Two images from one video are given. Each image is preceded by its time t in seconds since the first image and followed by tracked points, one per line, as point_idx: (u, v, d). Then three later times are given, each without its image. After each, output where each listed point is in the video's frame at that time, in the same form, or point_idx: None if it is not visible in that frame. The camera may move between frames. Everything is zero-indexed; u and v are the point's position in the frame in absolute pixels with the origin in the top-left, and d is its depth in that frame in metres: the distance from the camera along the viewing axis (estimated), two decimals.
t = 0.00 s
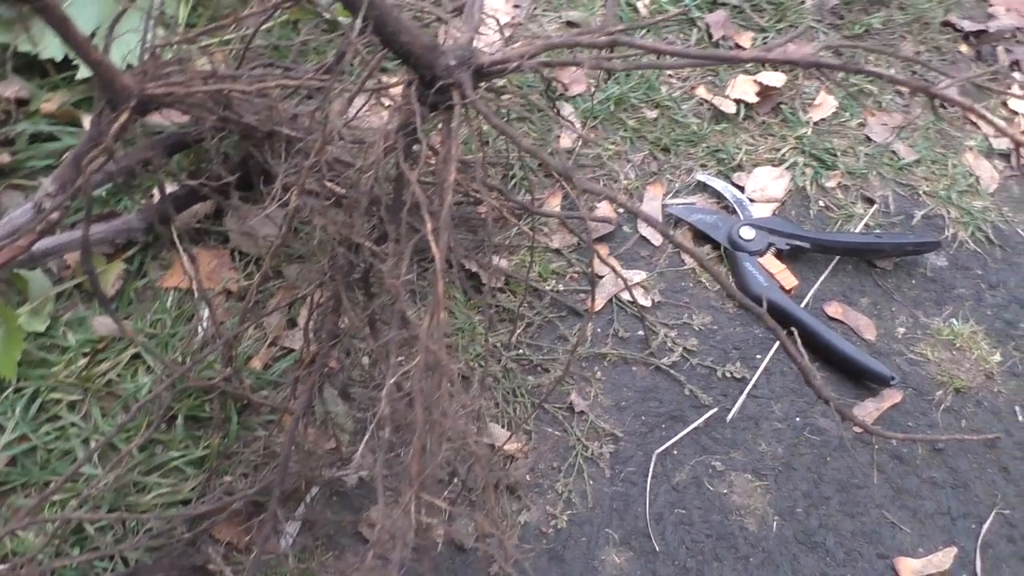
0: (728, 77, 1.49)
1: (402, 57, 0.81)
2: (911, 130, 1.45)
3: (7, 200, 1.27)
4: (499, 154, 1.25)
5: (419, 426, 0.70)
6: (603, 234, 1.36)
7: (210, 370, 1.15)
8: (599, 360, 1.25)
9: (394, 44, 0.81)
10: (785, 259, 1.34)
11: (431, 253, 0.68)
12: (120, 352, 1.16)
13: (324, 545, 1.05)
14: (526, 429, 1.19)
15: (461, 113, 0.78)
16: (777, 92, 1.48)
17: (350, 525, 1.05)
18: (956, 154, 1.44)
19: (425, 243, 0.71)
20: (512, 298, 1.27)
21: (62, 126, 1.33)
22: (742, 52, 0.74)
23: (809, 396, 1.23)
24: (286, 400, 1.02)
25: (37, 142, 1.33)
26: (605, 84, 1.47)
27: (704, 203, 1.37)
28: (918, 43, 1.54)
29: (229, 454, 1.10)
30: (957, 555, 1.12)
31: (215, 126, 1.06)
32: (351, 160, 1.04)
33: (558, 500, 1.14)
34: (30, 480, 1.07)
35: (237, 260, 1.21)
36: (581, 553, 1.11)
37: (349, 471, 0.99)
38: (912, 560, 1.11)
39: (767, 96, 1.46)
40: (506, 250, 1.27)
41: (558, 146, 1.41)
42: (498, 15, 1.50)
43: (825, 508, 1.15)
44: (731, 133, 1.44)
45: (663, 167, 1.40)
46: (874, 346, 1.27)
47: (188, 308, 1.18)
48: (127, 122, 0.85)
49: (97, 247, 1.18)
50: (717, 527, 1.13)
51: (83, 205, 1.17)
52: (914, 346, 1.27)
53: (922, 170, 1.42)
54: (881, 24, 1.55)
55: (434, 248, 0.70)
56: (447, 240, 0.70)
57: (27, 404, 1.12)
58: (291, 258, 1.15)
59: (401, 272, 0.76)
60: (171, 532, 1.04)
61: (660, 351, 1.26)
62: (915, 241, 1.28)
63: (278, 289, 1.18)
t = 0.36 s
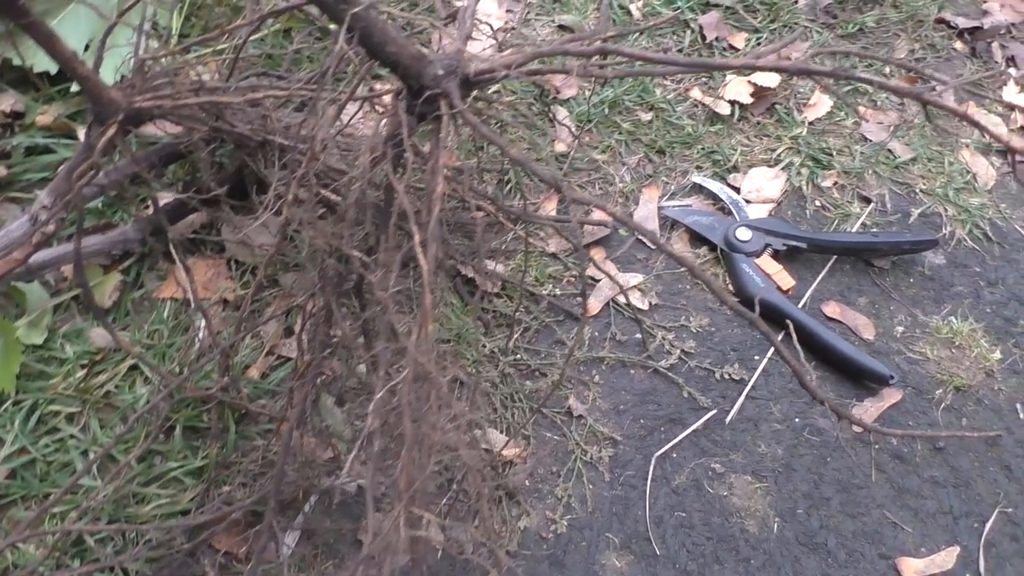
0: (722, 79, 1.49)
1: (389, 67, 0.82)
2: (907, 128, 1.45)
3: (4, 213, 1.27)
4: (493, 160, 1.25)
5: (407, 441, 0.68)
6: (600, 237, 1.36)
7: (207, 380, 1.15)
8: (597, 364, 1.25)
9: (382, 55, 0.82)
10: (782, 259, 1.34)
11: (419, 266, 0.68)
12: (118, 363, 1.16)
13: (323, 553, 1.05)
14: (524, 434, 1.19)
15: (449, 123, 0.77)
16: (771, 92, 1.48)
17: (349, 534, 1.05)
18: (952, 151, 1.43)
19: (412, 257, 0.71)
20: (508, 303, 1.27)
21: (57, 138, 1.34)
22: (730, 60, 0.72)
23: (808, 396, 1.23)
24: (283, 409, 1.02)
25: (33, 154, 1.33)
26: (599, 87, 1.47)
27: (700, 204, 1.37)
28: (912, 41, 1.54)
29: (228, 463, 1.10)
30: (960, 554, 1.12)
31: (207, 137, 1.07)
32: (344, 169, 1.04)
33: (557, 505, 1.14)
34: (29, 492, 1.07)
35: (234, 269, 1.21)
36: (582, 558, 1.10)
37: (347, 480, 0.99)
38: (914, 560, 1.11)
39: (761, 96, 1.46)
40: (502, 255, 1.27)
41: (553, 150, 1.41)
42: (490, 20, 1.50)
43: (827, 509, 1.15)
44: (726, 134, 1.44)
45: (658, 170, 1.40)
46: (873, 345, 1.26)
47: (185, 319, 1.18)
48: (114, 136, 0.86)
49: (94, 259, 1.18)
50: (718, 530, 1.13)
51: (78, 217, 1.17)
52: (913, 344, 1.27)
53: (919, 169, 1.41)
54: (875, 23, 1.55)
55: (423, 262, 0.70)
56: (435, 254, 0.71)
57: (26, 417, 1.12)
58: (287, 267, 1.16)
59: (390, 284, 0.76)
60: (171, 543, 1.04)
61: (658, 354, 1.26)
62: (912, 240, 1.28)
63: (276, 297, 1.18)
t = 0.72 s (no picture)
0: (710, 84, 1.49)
1: (369, 81, 0.81)
2: (894, 130, 1.45)
3: None
4: (482, 169, 1.25)
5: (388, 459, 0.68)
6: (590, 244, 1.36)
7: (199, 394, 1.15)
8: (590, 371, 1.25)
9: (360, 70, 0.80)
10: (773, 263, 1.35)
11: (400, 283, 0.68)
12: (110, 379, 1.16)
13: (318, 566, 1.05)
14: (517, 443, 1.19)
15: (429, 138, 0.78)
16: (759, 96, 1.48)
17: (343, 546, 1.05)
18: (940, 152, 1.44)
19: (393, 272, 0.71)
20: (500, 312, 1.27)
21: (46, 153, 1.34)
22: (711, 72, 0.72)
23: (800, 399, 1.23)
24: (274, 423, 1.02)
25: (22, 170, 1.33)
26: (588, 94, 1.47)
27: (690, 209, 1.37)
28: (898, 43, 1.54)
29: (221, 478, 1.10)
30: (954, 554, 1.12)
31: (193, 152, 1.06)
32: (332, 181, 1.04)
33: (552, 513, 1.14)
34: (21, 511, 1.07)
35: (224, 282, 1.21)
36: (577, 566, 1.11)
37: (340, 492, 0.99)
38: (908, 561, 1.11)
39: (750, 101, 1.46)
40: (493, 264, 1.27)
41: (542, 157, 1.42)
42: (478, 29, 1.50)
43: (820, 512, 1.15)
44: (715, 139, 1.44)
45: (647, 176, 1.40)
46: (864, 347, 1.27)
47: (176, 333, 1.17)
48: (96, 155, 0.86)
49: (84, 274, 1.17)
50: (712, 535, 1.13)
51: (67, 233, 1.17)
52: (904, 345, 1.27)
53: (907, 170, 1.42)
54: (862, 26, 1.56)
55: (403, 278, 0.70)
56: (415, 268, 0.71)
57: (18, 435, 1.11)
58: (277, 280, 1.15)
59: (371, 299, 0.76)
60: (164, 559, 1.03)
61: (650, 360, 1.26)
62: (901, 241, 1.28)
63: (266, 310, 1.18)
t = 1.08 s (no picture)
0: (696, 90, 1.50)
1: (350, 101, 0.81)
2: (881, 132, 1.46)
3: None
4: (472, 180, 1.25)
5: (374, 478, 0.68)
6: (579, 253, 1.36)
7: (193, 411, 1.15)
8: (583, 379, 1.25)
9: (342, 90, 0.80)
10: (763, 267, 1.35)
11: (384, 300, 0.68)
12: (103, 398, 1.16)
13: None
14: (512, 452, 1.19)
15: (411, 155, 0.78)
16: (746, 101, 1.49)
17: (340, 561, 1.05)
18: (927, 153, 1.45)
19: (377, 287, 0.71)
20: (492, 321, 1.27)
21: (36, 173, 1.34)
22: (688, 85, 0.72)
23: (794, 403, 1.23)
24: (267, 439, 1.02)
25: (11, 190, 1.32)
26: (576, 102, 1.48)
27: (680, 215, 1.38)
28: (883, 45, 1.55)
29: (216, 494, 1.10)
30: (949, 555, 1.13)
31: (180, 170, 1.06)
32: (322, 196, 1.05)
33: (548, 522, 1.14)
34: (16, 531, 1.06)
35: (216, 297, 1.21)
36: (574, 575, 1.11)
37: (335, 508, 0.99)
38: (904, 563, 1.12)
39: (736, 106, 1.47)
40: (485, 274, 1.28)
41: (532, 166, 1.42)
42: (464, 40, 1.51)
43: (816, 515, 1.15)
44: (703, 145, 1.45)
45: (637, 183, 1.40)
46: (856, 349, 1.27)
47: (168, 350, 1.17)
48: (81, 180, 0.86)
49: (75, 292, 1.17)
50: (708, 540, 1.13)
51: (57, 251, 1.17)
52: (895, 347, 1.28)
53: (894, 172, 1.43)
54: (846, 29, 1.57)
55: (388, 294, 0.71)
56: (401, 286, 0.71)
57: (11, 455, 1.11)
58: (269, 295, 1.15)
59: (358, 317, 0.76)
60: None
61: (643, 366, 1.26)
62: (890, 243, 1.29)
63: (258, 325, 1.18)
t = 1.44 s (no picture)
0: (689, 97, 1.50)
1: (336, 117, 0.81)
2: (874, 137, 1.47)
3: None
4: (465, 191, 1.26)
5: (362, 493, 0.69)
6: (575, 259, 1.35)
7: (189, 426, 1.15)
8: (580, 387, 1.25)
9: (327, 107, 0.80)
10: (758, 273, 1.35)
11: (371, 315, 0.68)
12: (99, 414, 1.16)
13: None
14: (510, 462, 1.19)
15: (398, 171, 0.79)
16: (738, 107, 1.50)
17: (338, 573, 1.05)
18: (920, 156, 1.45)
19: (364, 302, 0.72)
20: (488, 331, 1.28)
21: (29, 190, 1.34)
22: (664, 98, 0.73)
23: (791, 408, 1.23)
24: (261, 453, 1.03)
25: (6, 207, 1.32)
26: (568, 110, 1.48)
27: (674, 222, 1.38)
28: (874, 49, 1.56)
29: (213, 508, 1.10)
30: (948, 558, 1.13)
31: (172, 185, 1.07)
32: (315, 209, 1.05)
33: (547, 531, 1.14)
34: (14, 549, 1.06)
35: (211, 311, 1.21)
36: None
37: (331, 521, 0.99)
38: (903, 567, 1.12)
39: (728, 112, 1.48)
40: (480, 283, 1.28)
41: (525, 175, 1.42)
42: (456, 51, 1.52)
43: (814, 520, 1.15)
44: (696, 151, 1.45)
45: (630, 190, 1.41)
46: (852, 353, 1.27)
47: (164, 364, 1.18)
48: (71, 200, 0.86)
49: (71, 309, 1.17)
50: (707, 547, 1.13)
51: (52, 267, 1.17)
52: (891, 350, 1.28)
53: (887, 176, 1.43)
54: (837, 34, 1.57)
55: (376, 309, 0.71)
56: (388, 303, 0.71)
57: (8, 472, 1.11)
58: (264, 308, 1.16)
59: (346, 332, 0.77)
60: None
61: (639, 374, 1.26)
62: (885, 247, 1.29)
63: (253, 338, 1.18)
